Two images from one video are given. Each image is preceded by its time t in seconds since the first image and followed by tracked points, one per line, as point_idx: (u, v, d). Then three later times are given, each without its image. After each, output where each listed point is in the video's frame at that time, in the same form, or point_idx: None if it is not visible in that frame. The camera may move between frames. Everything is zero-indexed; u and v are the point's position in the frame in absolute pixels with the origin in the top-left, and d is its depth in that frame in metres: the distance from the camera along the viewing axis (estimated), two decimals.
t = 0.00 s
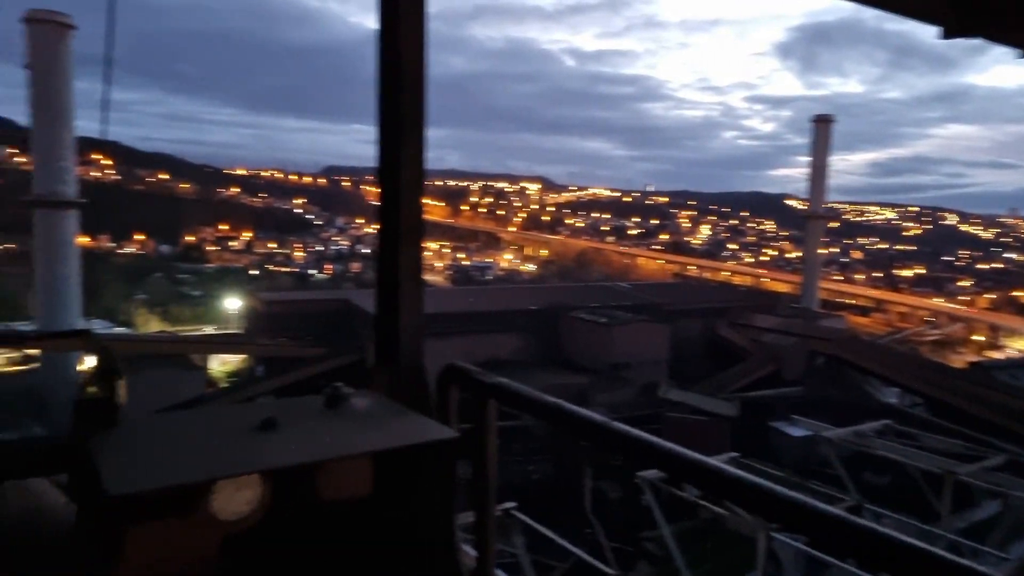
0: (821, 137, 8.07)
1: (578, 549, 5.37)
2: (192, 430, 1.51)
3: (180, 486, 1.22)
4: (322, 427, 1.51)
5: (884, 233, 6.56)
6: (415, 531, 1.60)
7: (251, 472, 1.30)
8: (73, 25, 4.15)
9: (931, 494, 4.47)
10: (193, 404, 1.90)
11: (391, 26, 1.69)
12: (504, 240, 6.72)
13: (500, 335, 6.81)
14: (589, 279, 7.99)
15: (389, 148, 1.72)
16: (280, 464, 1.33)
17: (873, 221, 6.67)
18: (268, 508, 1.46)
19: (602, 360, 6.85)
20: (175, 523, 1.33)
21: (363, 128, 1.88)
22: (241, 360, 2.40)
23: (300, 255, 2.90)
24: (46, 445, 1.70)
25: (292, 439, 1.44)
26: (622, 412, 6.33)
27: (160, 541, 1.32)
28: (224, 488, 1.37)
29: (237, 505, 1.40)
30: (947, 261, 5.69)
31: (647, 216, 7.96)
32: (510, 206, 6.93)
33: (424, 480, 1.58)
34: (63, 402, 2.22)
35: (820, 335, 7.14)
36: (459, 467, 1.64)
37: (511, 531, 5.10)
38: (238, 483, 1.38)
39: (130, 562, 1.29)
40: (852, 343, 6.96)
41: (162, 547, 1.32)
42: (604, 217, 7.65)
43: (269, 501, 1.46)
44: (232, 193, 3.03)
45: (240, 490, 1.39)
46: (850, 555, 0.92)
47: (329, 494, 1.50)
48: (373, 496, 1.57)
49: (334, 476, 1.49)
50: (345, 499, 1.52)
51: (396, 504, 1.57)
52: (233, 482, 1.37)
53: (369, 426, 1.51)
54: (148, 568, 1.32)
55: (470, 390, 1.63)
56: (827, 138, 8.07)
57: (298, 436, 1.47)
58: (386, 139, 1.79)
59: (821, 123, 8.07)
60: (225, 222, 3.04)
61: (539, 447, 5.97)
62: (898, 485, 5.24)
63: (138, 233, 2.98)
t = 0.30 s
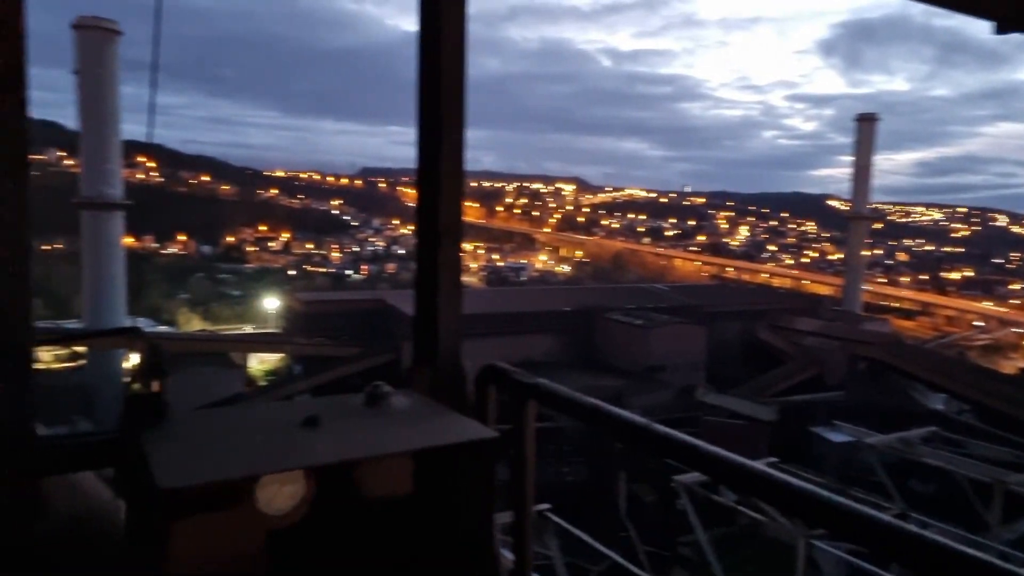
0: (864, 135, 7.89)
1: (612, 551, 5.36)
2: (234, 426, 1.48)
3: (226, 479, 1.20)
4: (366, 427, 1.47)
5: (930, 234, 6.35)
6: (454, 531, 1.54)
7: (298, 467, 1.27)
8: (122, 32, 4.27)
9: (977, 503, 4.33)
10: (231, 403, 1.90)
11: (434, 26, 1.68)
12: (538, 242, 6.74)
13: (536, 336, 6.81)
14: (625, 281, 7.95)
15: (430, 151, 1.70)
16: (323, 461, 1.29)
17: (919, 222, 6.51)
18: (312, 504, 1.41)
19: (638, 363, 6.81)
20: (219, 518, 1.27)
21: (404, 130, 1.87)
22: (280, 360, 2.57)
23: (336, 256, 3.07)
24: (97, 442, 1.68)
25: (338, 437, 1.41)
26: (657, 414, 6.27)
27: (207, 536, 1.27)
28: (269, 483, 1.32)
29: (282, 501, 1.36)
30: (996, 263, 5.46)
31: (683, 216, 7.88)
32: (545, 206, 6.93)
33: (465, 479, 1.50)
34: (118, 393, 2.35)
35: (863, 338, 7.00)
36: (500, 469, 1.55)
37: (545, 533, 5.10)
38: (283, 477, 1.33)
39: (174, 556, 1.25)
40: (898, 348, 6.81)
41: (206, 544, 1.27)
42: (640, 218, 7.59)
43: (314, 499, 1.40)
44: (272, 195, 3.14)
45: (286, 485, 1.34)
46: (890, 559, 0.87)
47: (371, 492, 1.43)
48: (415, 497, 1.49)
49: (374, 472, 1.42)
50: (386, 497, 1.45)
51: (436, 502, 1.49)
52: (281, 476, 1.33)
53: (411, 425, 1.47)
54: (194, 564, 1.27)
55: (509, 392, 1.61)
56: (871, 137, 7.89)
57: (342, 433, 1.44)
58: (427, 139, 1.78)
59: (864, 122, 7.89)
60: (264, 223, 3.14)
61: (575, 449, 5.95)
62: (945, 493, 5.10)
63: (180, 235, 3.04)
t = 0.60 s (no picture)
0: (904, 135, 7.76)
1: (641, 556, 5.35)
2: (272, 423, 1.50)
3: (267, 476, 1.22)
4: (403, 428, 1.47)
5: (974, 236, 6.13)
6: (482, 531, 1.55)
7: (336, 466, 1.28)
8: (162, 37, 4.38)
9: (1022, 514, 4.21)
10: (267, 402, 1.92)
11: (471, 29, 1.69)
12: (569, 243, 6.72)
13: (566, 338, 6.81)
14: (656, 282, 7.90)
15: (466, 152, 1.72)
16: (360, 460, 1.30)
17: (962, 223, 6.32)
18: (350, 502, 1.38)
19: (669, 365, 6.77)
20: (258, 511, 1.28)
21: (438, 131, 1.86)
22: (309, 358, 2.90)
23: (369, 258, 3.09)
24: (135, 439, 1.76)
25: (375, 437, 1.42)
26: (689, 418, 6.23)
27: (248, 532, 1.28)
28: (308, 480, 1.30)
29: (320, 499, 1.34)
30: None
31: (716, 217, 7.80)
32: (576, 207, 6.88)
33: (492, 479, 1.49)
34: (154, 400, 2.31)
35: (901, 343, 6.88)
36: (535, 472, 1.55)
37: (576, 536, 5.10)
38: (322, 475, 1.31)
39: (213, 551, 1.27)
40: (940, 352, 6.66)
41: (246, 539, 1.29)
42: (672, 220, 7.54)
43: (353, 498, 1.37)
44: (304, 196, 3.20)
45: (325, 483, 1.32)
46: (925, 561, 0.95)
47: (403, 492, 1.41)
48: (450, 498, 1.46)
49: (410, 472, 1.39)
50: (421, 499, 1.42)
51: (470, 503, 1.48)
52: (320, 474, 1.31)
53: (447, 425, 1.48)
54: (232, 559, 1.29)
55: (545, 393, 1.62)
56: (911, 136, 7.75)
57: (380, 434, 1.45)
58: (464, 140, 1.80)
59: (904, 122, 7.74)
60: (296, 225, 3.13)
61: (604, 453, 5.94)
62: (987, 501, 4.96)
63: (216, 234, 3.00)
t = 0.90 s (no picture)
0: (940, 134, 7.60)
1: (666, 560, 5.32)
2: (305, 417, 1.43)
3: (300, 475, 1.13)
4: (439, 428, 1.41)
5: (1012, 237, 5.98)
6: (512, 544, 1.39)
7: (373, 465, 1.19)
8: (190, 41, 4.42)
9: None
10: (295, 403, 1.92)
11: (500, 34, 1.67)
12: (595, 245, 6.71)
13: (593, 340, 6.84)
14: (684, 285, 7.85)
15: (496, 156, 1.69)
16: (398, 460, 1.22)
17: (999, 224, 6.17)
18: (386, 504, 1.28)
19: (695, 368, 6.65)
20: (300, 510, 1.20)
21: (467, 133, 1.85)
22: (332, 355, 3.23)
23: (395, 258, 3.36)
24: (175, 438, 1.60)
25: (414, 435, 1.35)
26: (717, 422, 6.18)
27: (289, 531, 1.20)
28: (343, 481, 1.21)
29: (354, 499, 1.24)
30: None
31: (745, 220, 7.73)
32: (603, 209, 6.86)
33: (528, 484, 1.39)
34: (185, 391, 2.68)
35: (935, 347, 6.76)
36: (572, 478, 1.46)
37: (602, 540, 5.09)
38: (357, 474, 1.22)
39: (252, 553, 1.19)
40: (976, 357, 6.52)
41: (287, 540, 1.20)
42: (700, 221, 7.49)
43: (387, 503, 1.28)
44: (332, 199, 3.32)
45: (359, 483, 1.23)
46: (964, 565, 0.88)
47: (436, 492, 1.32)
48: (485, 502, 1.37)
49: (446, 476, 1.30)
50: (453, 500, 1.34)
51: (506, 509, 1.38)
52: (355, 473, 1.22)
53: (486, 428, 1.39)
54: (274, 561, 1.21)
55: (578, 394, 1.59)
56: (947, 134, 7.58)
57: (418, 435, 1.36)
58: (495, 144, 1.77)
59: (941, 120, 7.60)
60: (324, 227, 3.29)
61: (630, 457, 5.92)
62: None
63: (247, 235, 3.11)
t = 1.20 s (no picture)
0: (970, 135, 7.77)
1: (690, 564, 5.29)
2: (334, 417, 1.39)
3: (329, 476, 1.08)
4: (469, 429, 1.36)
5: None
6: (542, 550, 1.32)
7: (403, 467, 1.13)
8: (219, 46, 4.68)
9: None
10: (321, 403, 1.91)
11: (529, 41, 1.64)
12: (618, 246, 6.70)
13: (616, 342, 6.90)
14: (708, 287, 7.80)
15: (522, 160, 1.66)
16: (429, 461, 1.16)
17: None
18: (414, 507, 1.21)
19: (718, 370, 6.91)
20: (337, 512, 1.13)
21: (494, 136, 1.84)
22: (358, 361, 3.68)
23: (416, 260, 3.91)
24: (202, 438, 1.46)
25: (444, 437, 1.29)
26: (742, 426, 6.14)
27: (324, 533, 1.14)
28: (371, 481, 1.15)
29: (384, 500, 1.18)
30: None
31: (770, 220, 7.63)
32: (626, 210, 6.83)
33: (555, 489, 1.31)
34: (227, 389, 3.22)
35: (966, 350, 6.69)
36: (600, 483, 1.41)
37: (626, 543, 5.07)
38: (385, 475, 1.16)
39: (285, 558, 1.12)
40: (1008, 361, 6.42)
41: (320, 542, 1.14)
42: (725, 223, 7.44)
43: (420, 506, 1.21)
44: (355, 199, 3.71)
45: (387, 485, 1.16)
46: (977, 564, 0.83)
47: (465, 494, 1.25)
48: (513, 506, 1.30)
49: (477, 479, 1.23)
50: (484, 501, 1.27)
51: (533, 516, 1.30)
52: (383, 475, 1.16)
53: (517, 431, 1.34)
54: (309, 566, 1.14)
55: (605, 399, 1.56)
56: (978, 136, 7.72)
57: (448, 437, 1.30)
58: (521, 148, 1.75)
59: (974, 119, 8.09)
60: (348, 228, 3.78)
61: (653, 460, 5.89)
62: None
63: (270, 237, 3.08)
